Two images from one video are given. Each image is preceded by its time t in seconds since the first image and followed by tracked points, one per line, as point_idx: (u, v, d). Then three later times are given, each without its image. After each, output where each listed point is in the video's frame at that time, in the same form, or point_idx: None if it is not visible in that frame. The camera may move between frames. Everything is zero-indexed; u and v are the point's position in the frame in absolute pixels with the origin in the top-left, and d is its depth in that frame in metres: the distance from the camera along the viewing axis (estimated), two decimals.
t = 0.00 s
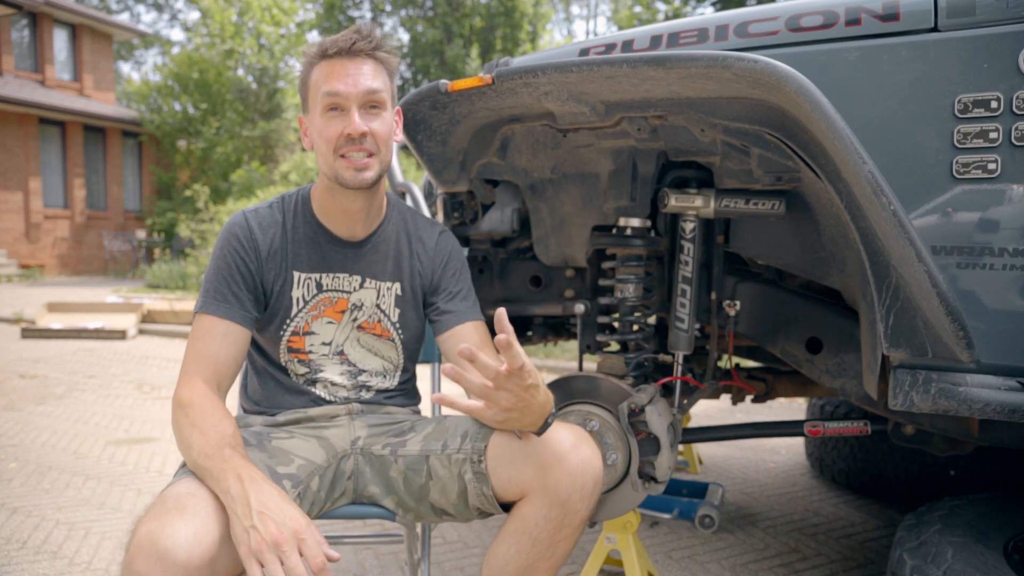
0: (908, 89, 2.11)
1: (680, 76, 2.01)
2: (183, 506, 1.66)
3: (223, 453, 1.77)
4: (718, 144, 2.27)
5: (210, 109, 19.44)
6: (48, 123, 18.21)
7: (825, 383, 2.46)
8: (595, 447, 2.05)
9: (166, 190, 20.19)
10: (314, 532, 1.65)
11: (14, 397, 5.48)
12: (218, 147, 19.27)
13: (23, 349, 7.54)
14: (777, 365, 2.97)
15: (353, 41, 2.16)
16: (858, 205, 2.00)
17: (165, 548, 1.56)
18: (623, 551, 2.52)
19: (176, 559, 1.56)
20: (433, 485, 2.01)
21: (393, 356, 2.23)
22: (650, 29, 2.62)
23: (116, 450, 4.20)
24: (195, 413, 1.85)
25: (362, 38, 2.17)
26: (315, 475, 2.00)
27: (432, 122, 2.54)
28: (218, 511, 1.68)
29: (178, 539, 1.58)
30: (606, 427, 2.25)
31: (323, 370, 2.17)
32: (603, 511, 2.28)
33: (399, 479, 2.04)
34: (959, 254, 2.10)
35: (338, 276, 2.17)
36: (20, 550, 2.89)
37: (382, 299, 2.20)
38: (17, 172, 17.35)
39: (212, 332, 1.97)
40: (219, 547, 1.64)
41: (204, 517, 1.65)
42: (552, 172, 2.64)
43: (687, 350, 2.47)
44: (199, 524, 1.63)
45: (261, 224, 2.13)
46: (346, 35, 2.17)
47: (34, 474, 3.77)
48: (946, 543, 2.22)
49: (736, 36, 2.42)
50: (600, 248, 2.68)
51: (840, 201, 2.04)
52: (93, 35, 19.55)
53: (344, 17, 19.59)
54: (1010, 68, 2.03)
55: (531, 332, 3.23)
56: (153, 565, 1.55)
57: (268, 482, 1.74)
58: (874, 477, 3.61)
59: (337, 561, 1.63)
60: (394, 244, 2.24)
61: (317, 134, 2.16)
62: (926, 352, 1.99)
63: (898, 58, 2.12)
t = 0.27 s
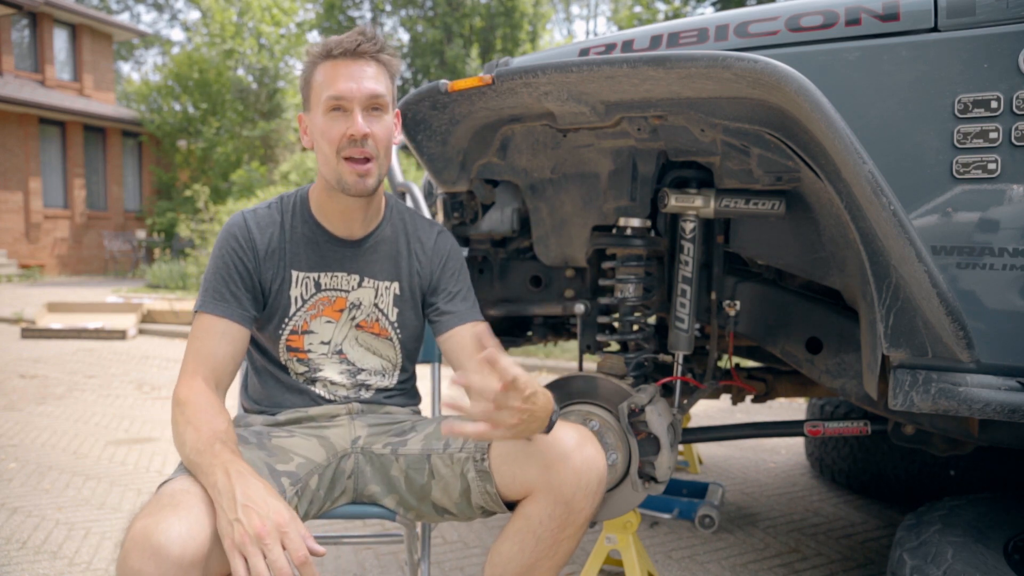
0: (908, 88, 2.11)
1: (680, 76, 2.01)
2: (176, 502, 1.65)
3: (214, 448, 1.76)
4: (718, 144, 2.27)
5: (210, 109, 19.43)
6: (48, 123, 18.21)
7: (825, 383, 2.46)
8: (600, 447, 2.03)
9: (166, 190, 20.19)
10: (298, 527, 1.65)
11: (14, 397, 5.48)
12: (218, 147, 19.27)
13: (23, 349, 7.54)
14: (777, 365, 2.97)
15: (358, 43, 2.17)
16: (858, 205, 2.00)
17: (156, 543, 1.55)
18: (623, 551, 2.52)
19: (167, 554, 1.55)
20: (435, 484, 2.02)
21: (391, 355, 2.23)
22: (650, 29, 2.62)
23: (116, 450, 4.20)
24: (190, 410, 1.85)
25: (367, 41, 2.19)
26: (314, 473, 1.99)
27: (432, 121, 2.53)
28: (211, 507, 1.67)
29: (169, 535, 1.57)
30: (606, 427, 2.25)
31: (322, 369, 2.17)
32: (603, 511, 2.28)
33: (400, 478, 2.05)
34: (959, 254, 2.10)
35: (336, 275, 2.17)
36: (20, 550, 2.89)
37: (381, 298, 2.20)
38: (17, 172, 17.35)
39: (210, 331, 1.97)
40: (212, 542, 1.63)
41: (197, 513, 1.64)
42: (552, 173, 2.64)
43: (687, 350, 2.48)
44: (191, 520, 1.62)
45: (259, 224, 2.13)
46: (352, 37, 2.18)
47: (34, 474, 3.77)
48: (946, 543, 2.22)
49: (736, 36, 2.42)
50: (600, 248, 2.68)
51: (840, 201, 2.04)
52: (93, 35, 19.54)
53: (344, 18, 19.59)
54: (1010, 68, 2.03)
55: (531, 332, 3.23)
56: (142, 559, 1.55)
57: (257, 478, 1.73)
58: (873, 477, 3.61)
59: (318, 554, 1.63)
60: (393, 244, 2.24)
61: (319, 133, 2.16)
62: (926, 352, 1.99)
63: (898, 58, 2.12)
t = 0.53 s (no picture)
0: (908, 88, 2.11)
1: (680, 76, 2.01)
2: (179, 506, 1.65)
3: (217, 452, 1.76)
4: (718, 144, 2.27)
5: (210, 109, 19.43)
6: (48, 123, 18.22)
7: (825, 383, 2.46)
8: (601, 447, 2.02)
9: (166, 190, 20.18)
10: (303, 530, 1.64)
11: (14, 397, 5.48)
12: (218, 147, 19.27)
13: (23, 349, 7.54)
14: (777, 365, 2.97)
15: (386, 48, 2.18)
16: (858, 205, 2.00)
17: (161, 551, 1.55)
18: (623, 551, 2.52)
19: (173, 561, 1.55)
20: (436, 485, 2.03)
21: (393, 356, 2.24)
22: (650, 29, 2.62)
23: (116, 450, 4.20)
24: (191, 414, 1.85)
25: (392, 45, 2.20)
26: (315, 475, 1.99)
27: (432, 121, 2.53)
28: (213, 511, 1.66)
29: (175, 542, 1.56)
30: (606, 427, 2.25)
31: (323, 369, 2.17)
32: (603, 511, 2.28)
33: (400, 479, 2.06)
34: (959, 254, 2.10)
35: (338, 276, 2.17)
36: (20, 550, 2.89)
37: (383, 299, 2.20)
38: (17, 172, 17.35)
39: (210, 333, 1.97)
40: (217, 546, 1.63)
41: (201, 517, 1.64)
42: (552, 173, 2.64)
43: (687, 350, 2.47)
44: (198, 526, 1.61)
45: (261, 224, 2.12)
46: (377, 39, 2.19)
47: (34, 474, 3.77)
48: (946, 543, 2.22)
49: (736, 36, 2.42)
50: (600, 248, 2.68)
51: (840, 201, 2.04)
52: (93, 35, 19.55)
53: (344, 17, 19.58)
54: (1010, 68, 2.03)
55: (531, 332, 3.23)
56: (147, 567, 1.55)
57: (261, 481, 1.73)
58: (874, 477, 3.61)
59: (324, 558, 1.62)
60: (395, 245, 2.24)
61: (334, 132, 2.16)
62: (926, 352, 1.99)
63: (898, 58, 2.12)
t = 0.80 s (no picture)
0: (908, 88, 2.11)
1: (680, 76, 2.01)
2: (182, 506, 1.62)
3: (225, 445, 1.75)
4: (718, 144, 2.27)
5: (210, 109, 19.42)
6: (48, 123, 18.21)
7: (825, 383, 2.46)
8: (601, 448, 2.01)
9: (166, 190, 20.18)
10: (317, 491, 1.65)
11: (14, 397, 5.48)
12: (218, 147, 19.26)
13: (23, 349, 7.54)
14: (777, 365, 2.97)
15: (391, 50, 2.16)
16: (858, 205, 2.00)
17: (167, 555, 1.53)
18: (623, 551, 2.52)
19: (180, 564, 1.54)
20: (436, 486, 2.04)
21: (396, 358, 2.24)
22: (650, 29, 2.62)
23: (116, 450, 4.20)
24: (191, 408, 1.84)
25: (398, 48, 2.18)
26: (316, 476, 2.00)
27: (432, 121, 2.53)
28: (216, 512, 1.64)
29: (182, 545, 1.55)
30: (606, 427, 2.25)
31: (325, 370, 2.17)
32: (604, 511, 2.28)
33: (401, 480, 2.06)
34: (959, 255, 2.10)
35: (342, 277, 2.17)
36: (20, 550, 2.89)
37: (386, 301, 2.21)
38: (17, 172, 17.35)
39: (209, 330, 1.96)
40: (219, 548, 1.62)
41: (204, 517, 1.61)
42: (552, 173, 2.64)
43: (687, 350, 2.47)
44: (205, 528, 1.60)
45: (264, 223, 2.12)
46: (384, 41, 2.17)
47: (34, 474, 3.77)
48: (946, 543, 2.22)
49: (736, 36, 2.42)
50: (600, 248, 2.68)
51: (840, 201, 2.04)
52: (93, 35, 19.55)
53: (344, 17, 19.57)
54: (1010, 68, 2.03)
55: (531, 332, 3.23)
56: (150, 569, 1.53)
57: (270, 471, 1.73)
58: (874, 478, 3.61)
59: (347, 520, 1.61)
60: (399, 247, 2.24)
61: (337, 133, 2.15)
62: (926, 352, 1.99)
63: (898, 58, 2.12)
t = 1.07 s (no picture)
0: (908, 89, 2.11)
1: (680, 76, 2.01)
2: (181, 507, 1.62)
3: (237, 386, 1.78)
4: (718, 144, 2.27)
5: (211, 109, 19.42)
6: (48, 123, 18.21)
7: (825, 383, 2.46)
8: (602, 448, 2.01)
9: (166, 190, 20.18)
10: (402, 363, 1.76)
11: (14, 397, 5.48)
12: (218, 147, 19.26)
13: (23, 349, 7.54)
14: (777, 365, 2.97)
15: (393, 51, 2.16)
16: (858, 206, 2.00)
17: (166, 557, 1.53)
18: (623, 551, 2.52)
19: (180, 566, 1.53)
20: (437, 486, 2.03)
21: (397, 359, 2.24)
22: (650, 29, 2.62)
23: (116, 450, 4.20)
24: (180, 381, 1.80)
25: (400, 48, 2.18)
26: (316, 475, 1.96)
27: (432, 121, 2.53)
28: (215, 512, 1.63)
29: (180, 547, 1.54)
30: (606, 427, 2.25)
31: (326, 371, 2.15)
32: (604, 511, 2.28)
33: (401, 480, 2.06)
34: (959, 255, 2.10)
35: (344, 278, 2.17)
36: (20, 550, 2.89)
37: (388, 301, 2.21)
38: (17, 172, 17.35)
39: (204, 316, 1.93)
40: (218, 548, 1.61)
41: (202, 517, 1.60)
42: (552, 173, 2.64)
43: (687, 349, 2.47)
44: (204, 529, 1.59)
45: (267, 221, 2.13)
46: (387, 41, 2.17)
47: (34, 474, 3.77)
48: (946, 543, 2.22)
49: (735, 36, 2.42)
50: (600, 248, 2.68)
51: (840, 201, 2.04)
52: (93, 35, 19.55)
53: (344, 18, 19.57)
54: (1010, 68, 2.03)
55: (531, 332, 3.23)
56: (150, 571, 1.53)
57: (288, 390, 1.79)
58: (874, 478, 3.61)
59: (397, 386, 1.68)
60: (401, 248, 2.25)
61: (338, 134, 2.16)
62: (926, 352, 1.99)
63: (898, 58, 2.12)
